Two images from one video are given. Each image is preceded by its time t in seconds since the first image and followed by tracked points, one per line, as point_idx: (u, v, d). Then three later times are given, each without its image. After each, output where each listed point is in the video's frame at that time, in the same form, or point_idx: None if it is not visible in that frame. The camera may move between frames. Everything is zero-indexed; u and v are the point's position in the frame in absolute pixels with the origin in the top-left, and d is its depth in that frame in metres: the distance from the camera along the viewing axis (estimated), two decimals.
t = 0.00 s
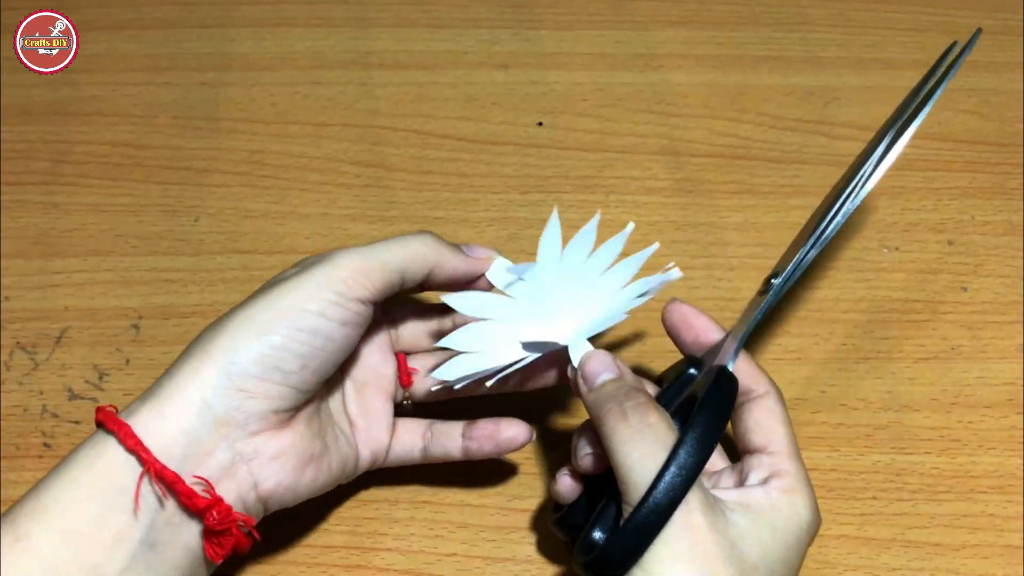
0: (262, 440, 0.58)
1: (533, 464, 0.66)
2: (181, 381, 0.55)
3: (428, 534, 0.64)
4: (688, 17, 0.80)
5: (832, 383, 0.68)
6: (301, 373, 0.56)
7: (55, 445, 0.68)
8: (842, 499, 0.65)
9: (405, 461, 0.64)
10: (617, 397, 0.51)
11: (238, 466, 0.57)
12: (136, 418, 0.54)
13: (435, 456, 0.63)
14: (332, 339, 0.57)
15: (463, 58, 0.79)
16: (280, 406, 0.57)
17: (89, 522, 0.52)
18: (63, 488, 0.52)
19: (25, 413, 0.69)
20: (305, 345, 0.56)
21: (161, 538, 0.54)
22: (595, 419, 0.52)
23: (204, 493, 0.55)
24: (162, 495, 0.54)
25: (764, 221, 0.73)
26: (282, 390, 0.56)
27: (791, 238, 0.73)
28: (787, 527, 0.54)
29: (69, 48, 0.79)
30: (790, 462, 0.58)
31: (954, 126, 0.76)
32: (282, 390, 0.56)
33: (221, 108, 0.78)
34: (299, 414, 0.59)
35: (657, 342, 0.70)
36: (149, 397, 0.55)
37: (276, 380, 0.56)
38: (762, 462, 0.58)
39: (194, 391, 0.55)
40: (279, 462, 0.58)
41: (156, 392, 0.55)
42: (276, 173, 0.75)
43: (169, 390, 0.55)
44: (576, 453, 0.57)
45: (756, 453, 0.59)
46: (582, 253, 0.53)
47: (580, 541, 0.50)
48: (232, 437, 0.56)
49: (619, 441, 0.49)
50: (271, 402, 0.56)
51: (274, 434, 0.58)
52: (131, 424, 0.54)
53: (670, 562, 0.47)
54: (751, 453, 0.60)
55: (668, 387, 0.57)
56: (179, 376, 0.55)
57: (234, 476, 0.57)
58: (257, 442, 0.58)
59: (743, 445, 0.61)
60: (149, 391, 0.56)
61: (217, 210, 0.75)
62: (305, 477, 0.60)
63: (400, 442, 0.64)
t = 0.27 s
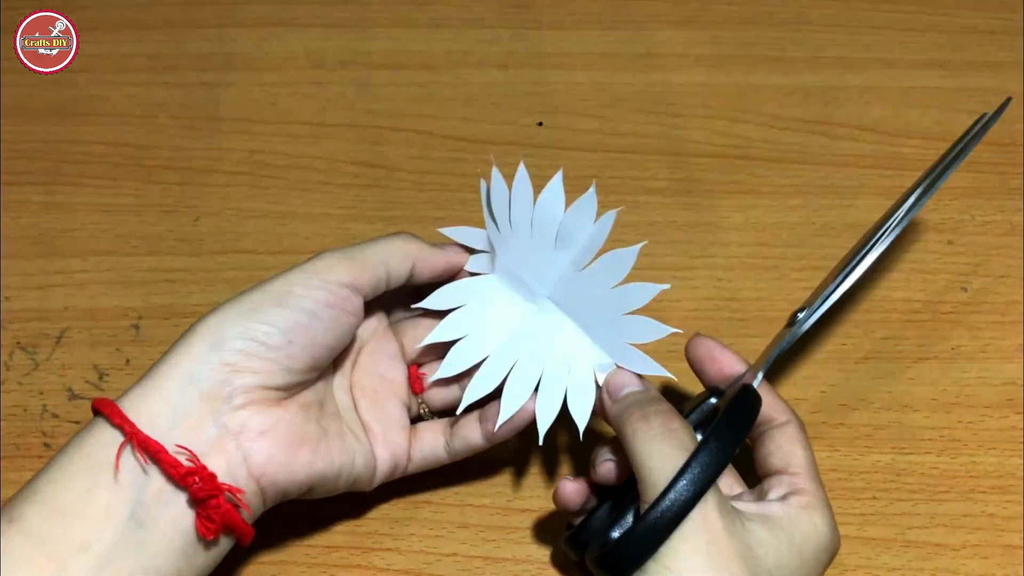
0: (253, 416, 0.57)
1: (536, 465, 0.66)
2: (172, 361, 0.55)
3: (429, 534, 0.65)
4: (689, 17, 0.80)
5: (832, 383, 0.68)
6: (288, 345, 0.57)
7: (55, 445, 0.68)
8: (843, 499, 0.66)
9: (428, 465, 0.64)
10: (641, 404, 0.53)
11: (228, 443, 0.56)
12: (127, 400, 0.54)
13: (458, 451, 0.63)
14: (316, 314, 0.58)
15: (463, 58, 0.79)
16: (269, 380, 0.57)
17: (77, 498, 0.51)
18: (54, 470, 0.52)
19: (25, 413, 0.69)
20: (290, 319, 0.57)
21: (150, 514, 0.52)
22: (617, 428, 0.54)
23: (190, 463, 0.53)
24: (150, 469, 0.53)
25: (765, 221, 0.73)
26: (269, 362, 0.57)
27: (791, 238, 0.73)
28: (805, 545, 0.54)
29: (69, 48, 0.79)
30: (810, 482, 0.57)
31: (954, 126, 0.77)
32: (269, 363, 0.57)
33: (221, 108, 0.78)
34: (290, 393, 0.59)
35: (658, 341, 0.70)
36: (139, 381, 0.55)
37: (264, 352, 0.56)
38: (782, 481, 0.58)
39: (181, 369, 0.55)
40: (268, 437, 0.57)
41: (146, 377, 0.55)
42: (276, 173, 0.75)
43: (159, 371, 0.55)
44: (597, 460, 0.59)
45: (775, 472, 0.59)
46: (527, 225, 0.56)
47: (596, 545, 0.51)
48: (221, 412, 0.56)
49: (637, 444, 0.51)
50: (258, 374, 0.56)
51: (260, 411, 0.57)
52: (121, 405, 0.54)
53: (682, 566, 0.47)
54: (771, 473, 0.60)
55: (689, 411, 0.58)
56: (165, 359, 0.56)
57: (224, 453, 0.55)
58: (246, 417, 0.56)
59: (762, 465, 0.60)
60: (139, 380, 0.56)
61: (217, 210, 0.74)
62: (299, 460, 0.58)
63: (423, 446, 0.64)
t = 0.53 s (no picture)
0: (266, 458, 0.58)
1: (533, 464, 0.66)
2: (187, 403, 0.53)
3: (428, 534, 0.65)
4: (689, 16, 0.80)
5: (832, 383, 0.68)
6: (308, 399, 0.56)
7: (55, 445, 0.68)
8: (842, 499, 0.66)
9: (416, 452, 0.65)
10: (622, 406, 0.53)
11: (241, 485, 0.57)
12: (140, 441, 0.52)
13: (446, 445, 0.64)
14: (342, 370, 0.56)
15: (463, 58, 0.79)
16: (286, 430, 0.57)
17: (93, 543, 0.51)
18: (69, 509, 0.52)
19: (25, 413, 0.69)
20: (315, 378, 0.55)
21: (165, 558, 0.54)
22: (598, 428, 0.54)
23: (209, 514, 0.54)
24: (167, 517, 0.53)
25: (764, 221, 0.73)
26: (288, 416, 0.56)
27: (791, 238, 0.73)
28: (790, 541, 0.54)
29: (69, 48, 0.79)
30: (798, 479, 0.57)
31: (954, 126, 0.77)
32: (288, 416, 0.56)
33: (221, 108, 0.78)
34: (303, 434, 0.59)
35: (657, 341, 0.70)
36: (152, 417, 0.53)
37: (284, 405, 0.55)
38: (770, 477, 0.58)
39: (200, 413, 0.53)
40: (280, 479, 0.59)
41: (159, 411, 0.53)
42: (276, 173, 0.75)
43: (174, 411, 0.53)
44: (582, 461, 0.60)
45: (763, 470, 0.59)
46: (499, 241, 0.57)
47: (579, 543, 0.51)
48: (236, 457, 0.56)
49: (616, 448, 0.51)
50: (277, 426, 0.56)
51: (275, 453, 0.59)
52: (134, 445, 0.52)
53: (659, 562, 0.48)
54: (759, 470, 0.60)
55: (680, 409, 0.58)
56: (182, 393, 0.54)
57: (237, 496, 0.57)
58: (260, 461, 0.58)
59: (751, 463, 0.61)
60: (150, 406, 0.54)
61: (217, 210, 0.75)
62: (305, 493, 0.61)
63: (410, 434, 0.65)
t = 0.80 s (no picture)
0: (280, 443, 0.58)
1: (534, 465, 0.66)
2: (205, 388, 0.53)
3: (429, 534, 0.64)
4: (689, 16, 0.80)
5: (832, 383, 0.68)
6: (326, 390, 0.56)
7: (55, 445, 0.68)
8: (843, 499, 0.66)
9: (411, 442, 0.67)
10: (657, 400, 0.52)
11: (252, 466, 0.57)
12: (156, 423, 0.52)
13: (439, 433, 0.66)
14: (358, 366, 0.56)
15: (463, 58, 0.79)
16: (303, 419, 0.57)
17: (106, 523, 0.51)
18: (79, 490, 0.51)
19: (25, 413, 0.69)
20: (336, 371, 0.55)
21: (178, 538, 0.54)
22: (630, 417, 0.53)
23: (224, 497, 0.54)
24: (182, 497, 0.53)
25: (765, 221, 0.73)
26: (306, 406, 0.56)
27: (791, 238, 0.73)
28: (800, 550, 0.54)
29: (70, 48, 0.79)
30: (812, 486, 0.57)
31: (954, 126, 0.77)
32: (306, 406, 0.56)
33: (221, 108, 0.78)
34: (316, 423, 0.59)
35: (658, 341, 0.70)
36: (168, 401, 0.52)
37: (302, 395, 0.55)
38: (783, 483, 0.58)
39: (220, 403, 0.53)
40: (292, 463, 0.59)
41: (175, 395, 0.53)
42: (276, 173, 0.75)
43: (191, 396, 0.52)
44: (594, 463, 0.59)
45: (777, 474, 0.59)
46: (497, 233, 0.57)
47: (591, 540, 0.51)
48: (251, 441, 0.56)
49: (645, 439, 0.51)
50: (295, 415, 0.56)
51: (289, 439, 0.59)
52: (151, 429, 0.52)
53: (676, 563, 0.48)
54: (772, 474, 0.59)
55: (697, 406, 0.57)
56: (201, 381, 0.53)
57: (248, 477, 0.57)
58: (273, 445, 0.58)
59: (766, 466, 0.60)
60: (164, 388, 0.53)
61: (217, 210, 0.74)
62: (314, 479, 0.61)
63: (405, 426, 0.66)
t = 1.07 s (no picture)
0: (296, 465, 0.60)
1: (534, 465, 0.66)
2: (228, 417, 0.53)
3: (428, 534, 0.64)
4: (689, 17, 0.80)
5: (831, 383, 0.68)
6: (343, 412, 0.58)
7: (55, 445, 0.68)
8: (842, 499, 0.65)
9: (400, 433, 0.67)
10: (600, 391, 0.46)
11: (270, 489, 0.59)
12: (180, 455, 0.52)
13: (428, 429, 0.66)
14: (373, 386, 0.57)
15: (463, 58, 0.79)
16: (321, 441, 0.59)
17: (127, 555, 0.50)
18: (99, 518, 0.50)
19: (25, 413, 0.69)
20: (352, 392, 0.56)
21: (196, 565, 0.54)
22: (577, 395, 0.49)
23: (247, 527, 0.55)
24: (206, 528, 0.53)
25: (765, 221, 0.73)
26: (325, 429, 0.58)
27: (791, 238, 0.73)
28: (770, 524, 0.52)
29: (70, 49, 0.79)
30: (780, 459, 0.56)
31: (954, 126, 0.76)
32: (325, 429, 0.58)
33: (221, 108, 0.78)
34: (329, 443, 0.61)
35: (658, 341, 0.70)
36: (189, 430, 0.52)
37: (322, 420, 0.57)
38: (750, 459, 0.56)
39: (244, 431, 0.53)
40: (306, 482, 0.61)
41: (196, 424, 0.53)
42: (276, 173, 0.75)
43: (213, 426, 0.53)
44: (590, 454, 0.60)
45: (746, 450, 0.58)
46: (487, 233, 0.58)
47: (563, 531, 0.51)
48: (272, 467, 0.57)
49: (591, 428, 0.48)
50: (313, 438, 0.58)
51: (303, 461, 0.60)
52: (174, 460, 0.52)
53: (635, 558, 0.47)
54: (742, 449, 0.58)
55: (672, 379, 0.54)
56: (223, 409, 0.53)
57: (265, 500, 0.59)
58: (290, 469, 0.59)
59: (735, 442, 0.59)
60: (183, 416, 0.53)
61: (217, 210, 0.75)
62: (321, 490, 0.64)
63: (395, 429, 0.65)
